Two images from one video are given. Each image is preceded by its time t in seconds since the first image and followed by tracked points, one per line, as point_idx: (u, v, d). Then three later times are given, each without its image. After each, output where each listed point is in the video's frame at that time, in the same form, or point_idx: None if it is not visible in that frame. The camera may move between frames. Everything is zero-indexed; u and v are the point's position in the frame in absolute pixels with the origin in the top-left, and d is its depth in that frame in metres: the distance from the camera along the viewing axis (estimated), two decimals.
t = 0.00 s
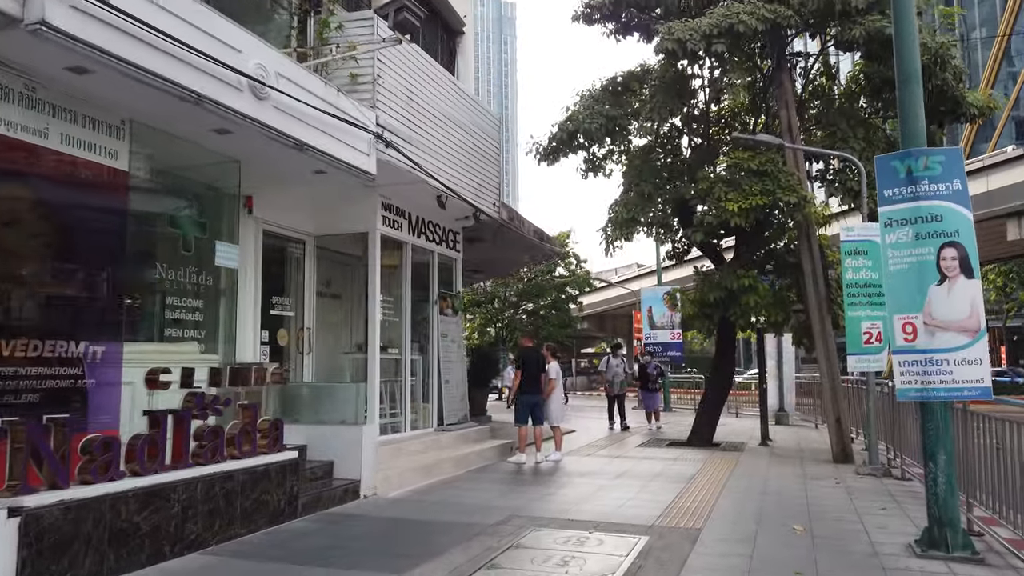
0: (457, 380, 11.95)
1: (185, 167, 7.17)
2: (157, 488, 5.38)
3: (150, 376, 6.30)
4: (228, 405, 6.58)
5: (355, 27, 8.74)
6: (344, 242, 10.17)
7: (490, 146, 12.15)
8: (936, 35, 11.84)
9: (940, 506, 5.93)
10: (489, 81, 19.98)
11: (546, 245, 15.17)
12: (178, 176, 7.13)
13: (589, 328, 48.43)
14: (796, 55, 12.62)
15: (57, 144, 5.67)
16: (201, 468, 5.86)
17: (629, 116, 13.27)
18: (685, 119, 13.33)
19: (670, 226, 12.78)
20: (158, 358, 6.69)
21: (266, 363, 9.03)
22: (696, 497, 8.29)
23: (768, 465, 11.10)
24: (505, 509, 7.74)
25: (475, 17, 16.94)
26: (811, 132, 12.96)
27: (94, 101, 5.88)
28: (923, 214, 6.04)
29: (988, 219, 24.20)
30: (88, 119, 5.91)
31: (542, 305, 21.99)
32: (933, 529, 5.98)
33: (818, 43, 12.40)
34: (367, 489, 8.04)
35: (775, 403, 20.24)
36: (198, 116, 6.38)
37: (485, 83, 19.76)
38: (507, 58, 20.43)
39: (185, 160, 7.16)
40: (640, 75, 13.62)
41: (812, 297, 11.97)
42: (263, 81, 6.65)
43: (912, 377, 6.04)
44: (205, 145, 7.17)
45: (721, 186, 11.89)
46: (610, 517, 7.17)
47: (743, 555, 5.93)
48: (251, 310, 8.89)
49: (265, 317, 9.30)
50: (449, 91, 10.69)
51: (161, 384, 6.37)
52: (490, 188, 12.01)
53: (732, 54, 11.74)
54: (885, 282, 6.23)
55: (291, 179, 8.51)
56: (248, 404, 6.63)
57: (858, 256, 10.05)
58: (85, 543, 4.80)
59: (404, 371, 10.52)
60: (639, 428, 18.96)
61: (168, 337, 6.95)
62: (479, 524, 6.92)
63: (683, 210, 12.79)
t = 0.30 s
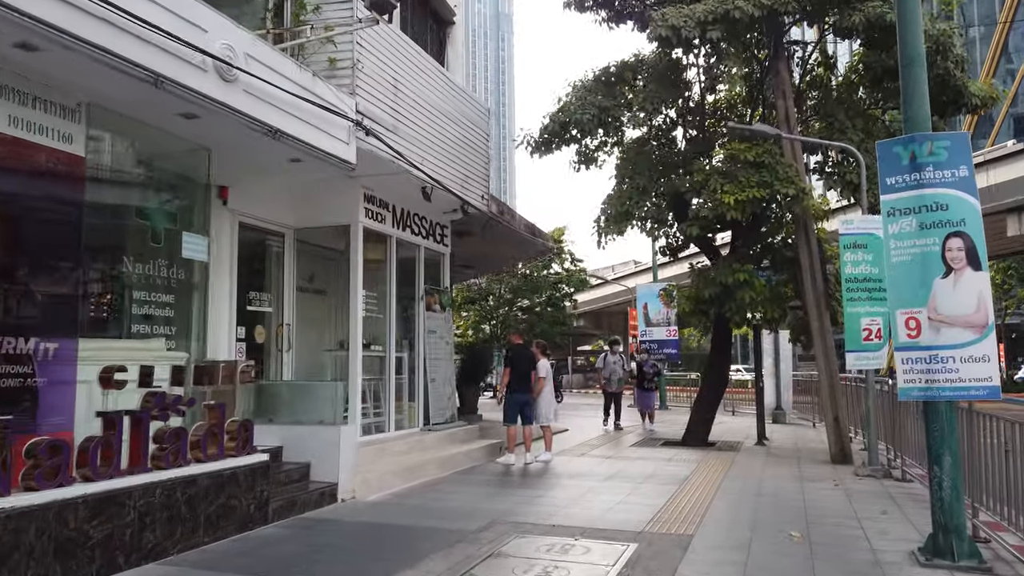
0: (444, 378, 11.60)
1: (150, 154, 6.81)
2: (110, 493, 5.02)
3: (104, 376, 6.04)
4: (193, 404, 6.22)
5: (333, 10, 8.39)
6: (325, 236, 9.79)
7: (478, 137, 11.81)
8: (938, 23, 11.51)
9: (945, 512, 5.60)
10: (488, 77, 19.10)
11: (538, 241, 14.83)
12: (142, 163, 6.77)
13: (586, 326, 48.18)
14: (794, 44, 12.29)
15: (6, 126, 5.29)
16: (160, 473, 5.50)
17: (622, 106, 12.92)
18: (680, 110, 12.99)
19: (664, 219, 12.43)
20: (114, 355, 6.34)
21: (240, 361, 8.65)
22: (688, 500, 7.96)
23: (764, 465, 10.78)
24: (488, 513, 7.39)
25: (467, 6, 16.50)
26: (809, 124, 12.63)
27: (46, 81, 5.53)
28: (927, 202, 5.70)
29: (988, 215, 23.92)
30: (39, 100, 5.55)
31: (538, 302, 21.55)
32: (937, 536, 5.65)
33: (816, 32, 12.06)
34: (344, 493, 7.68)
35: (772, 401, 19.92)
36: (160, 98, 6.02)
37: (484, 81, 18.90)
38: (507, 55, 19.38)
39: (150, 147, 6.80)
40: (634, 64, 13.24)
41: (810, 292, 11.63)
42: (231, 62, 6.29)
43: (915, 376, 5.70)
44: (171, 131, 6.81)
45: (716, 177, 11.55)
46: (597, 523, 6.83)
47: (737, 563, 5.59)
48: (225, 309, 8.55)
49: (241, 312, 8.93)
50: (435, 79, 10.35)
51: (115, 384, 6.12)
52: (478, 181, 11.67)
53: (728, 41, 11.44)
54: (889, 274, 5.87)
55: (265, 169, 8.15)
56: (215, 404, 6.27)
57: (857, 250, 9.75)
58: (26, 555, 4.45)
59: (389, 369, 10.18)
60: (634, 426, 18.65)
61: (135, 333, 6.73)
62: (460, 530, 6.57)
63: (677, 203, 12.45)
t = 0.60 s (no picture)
0: (435, 377, 11.28)
1: (122, 142, 6.47)
2: (67, 499, 4.71)
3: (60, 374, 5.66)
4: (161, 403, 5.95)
5: None
6: (311, 230, 9.44)
7: (470, 129, 11.49)
8: (941, 12, 11.19)
9: (956, 518, 5.30)
10: (488, 78, 18.40)
11: (532, 237, 14.51)
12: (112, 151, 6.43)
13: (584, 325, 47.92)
14: (794, 35, 11.97)
15: None
16: (123, 477, 5.19)
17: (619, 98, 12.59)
18: (677, 102, 12.67)
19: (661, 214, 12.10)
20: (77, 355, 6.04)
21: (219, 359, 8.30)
22: (685, 503, 7.66)
23: (763, 466, 10.48)
24: (475, 517, 7.08)
25: None
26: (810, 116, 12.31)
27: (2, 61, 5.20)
28: (937, 190, 5.38)
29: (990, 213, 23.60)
30: None
31: (535, 299, 21.25)
32: (948, 544, 5.35)
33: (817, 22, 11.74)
34: (326, 497, 7.37)
35: (772, 400, 19.61)
36: (126, 80, 5.69)
37: (483, 81, 18.20)
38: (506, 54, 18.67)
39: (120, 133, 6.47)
40: (630, 56, 12.90)
41: (810, 288, 11.31)
42: (202, 43, 5.97)
43: (924, 374, 5.39)
44: (141, 117, 6.47)
45: (714, 171, 11.23)
46: (588, 528, 6.52)
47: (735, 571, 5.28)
48: (204, 304, 8.23)
49: (222, 309, 8.59)
50: (425, 68, 10.03)
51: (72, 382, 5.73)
52: (470, 174, 11.34)
53: (726, 29, 11.14)
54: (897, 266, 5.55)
55: (245, 159, 7.81)
56: (185, 404, 6.00)
57: (859, 245, 9.45)
58: None
59: (376, 367, 9.85)
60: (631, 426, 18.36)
61: (106, 329, 6.52)
62: (444, 536, 6.26)
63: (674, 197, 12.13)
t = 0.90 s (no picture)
0: (426, 377, 10.94)
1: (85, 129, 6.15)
2: (11, 511, 4.38)
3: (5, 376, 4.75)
4: (124, 405, 5.55)
5: None
6: (295, 225, 9.11)
7: (463, 121, 11.14)
8: None
9: (970, 530, 4.95)
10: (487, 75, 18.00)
11: (529, 234, 14.16)
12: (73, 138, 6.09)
13: (585, 324, 47.59)
14: (798, 24, 11.61)
15: None
16: (78, 486, 4.86)
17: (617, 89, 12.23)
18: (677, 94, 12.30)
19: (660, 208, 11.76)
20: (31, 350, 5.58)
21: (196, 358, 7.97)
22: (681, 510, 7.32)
23: (764, 469, 10.14)
24: (460, 524, 6.75)
25: None
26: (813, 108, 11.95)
27: None
28: (949, 177, 5.03)
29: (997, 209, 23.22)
30: None
31: (534, 297, 21.04)
32: (961, 557, 5.01)
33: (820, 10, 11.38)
34: (305, 503, 7.05)
35: (774, 400, 19.25)
36: (84, 62, 5.35)
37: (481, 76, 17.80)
38: (508, 52, 18.20)
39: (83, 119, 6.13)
40: (629, 46, 12.54)
41: (814, 285, 10.95)
42: (167, 22, 5.63)
43: (936, 376, 5.03)
44: (105, 102, 6.14)
45: (714, 163, 10.88)
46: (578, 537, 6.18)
47: None
48: (182, 300, 7.90)
49: (200, 306, 8.26)
50: (414, 57, 9.70)
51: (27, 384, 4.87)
52: (463, 168, 10.99)
53: (727, 18, 10.80)
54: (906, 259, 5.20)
55: (221, 149, 7.48)
56: (149, 406, 5.61)
57: (865, 240, 9.09)
58: None
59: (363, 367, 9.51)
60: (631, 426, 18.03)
61: (75, 328, 6.43)
62: (425, 547, 5.92)
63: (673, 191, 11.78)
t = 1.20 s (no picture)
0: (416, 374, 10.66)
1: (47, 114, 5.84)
2: None
3: None
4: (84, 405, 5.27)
5: None
6: (278, 217, 8.81)
7: (454, 110, 10.82)
8: None
9: (979, 537, 4.66)
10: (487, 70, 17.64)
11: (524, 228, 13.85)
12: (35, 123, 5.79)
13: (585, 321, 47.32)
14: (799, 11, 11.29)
15: None
16: (31, 490, 4.57)
17: (614, 79, 11.91)
18: (676, 84, 11.98)
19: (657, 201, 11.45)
20: None
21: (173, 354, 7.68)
22: (676, 513, 7.02)
23: (763, 469, 9.84)
24: (444, 528, 6.46)
25: None
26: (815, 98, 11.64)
27: None
28: (957, 161, 4.72)
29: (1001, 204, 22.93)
30: None
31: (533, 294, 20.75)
32: (970, 565, 4.72)
33: None
34: (283, 506, 6.78)
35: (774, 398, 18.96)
36: (41, 41, 5.03)
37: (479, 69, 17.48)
38: (507, 46, 17.90)
39: (45, 103, 5.82)
40: (626, 35, 12.23)
41: (815, 280, 10.65)
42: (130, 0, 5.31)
43: (943, 373, 4.74)
44: (69, 86, 5.83)
45: (712, 154, 10.58)
46: (567, 542, 5.89)
47: None
48: (158, 294, 7.60)
49: (178, 300, 7.96)
50: (402, 44, 9.38)
51: None
52: (454, 159, 10.68)
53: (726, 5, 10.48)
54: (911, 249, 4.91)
55: (197, 136, 7.18)
56: (112, 405, 5.32)
57: (867, 233, 8.79)
58: None
59: (350, 364, 9.23)
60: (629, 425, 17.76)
61: (41, 323, 6.10)
62: (404, 553, 5.62)
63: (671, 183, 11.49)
